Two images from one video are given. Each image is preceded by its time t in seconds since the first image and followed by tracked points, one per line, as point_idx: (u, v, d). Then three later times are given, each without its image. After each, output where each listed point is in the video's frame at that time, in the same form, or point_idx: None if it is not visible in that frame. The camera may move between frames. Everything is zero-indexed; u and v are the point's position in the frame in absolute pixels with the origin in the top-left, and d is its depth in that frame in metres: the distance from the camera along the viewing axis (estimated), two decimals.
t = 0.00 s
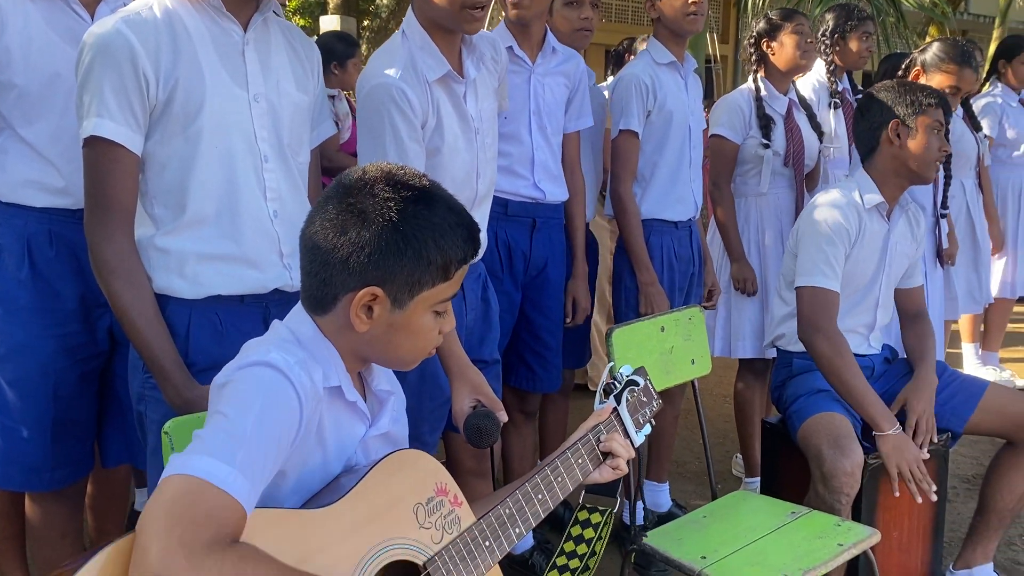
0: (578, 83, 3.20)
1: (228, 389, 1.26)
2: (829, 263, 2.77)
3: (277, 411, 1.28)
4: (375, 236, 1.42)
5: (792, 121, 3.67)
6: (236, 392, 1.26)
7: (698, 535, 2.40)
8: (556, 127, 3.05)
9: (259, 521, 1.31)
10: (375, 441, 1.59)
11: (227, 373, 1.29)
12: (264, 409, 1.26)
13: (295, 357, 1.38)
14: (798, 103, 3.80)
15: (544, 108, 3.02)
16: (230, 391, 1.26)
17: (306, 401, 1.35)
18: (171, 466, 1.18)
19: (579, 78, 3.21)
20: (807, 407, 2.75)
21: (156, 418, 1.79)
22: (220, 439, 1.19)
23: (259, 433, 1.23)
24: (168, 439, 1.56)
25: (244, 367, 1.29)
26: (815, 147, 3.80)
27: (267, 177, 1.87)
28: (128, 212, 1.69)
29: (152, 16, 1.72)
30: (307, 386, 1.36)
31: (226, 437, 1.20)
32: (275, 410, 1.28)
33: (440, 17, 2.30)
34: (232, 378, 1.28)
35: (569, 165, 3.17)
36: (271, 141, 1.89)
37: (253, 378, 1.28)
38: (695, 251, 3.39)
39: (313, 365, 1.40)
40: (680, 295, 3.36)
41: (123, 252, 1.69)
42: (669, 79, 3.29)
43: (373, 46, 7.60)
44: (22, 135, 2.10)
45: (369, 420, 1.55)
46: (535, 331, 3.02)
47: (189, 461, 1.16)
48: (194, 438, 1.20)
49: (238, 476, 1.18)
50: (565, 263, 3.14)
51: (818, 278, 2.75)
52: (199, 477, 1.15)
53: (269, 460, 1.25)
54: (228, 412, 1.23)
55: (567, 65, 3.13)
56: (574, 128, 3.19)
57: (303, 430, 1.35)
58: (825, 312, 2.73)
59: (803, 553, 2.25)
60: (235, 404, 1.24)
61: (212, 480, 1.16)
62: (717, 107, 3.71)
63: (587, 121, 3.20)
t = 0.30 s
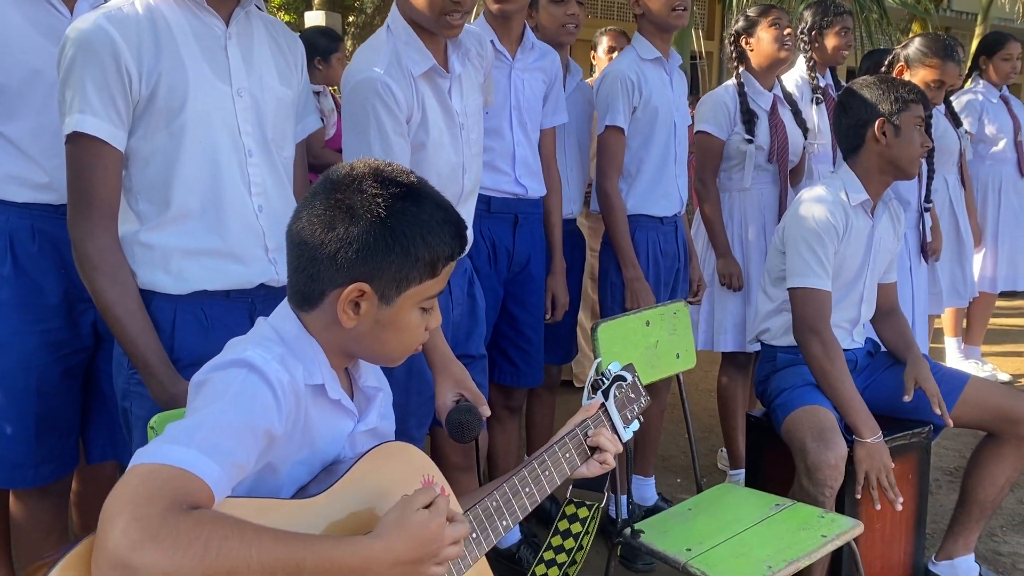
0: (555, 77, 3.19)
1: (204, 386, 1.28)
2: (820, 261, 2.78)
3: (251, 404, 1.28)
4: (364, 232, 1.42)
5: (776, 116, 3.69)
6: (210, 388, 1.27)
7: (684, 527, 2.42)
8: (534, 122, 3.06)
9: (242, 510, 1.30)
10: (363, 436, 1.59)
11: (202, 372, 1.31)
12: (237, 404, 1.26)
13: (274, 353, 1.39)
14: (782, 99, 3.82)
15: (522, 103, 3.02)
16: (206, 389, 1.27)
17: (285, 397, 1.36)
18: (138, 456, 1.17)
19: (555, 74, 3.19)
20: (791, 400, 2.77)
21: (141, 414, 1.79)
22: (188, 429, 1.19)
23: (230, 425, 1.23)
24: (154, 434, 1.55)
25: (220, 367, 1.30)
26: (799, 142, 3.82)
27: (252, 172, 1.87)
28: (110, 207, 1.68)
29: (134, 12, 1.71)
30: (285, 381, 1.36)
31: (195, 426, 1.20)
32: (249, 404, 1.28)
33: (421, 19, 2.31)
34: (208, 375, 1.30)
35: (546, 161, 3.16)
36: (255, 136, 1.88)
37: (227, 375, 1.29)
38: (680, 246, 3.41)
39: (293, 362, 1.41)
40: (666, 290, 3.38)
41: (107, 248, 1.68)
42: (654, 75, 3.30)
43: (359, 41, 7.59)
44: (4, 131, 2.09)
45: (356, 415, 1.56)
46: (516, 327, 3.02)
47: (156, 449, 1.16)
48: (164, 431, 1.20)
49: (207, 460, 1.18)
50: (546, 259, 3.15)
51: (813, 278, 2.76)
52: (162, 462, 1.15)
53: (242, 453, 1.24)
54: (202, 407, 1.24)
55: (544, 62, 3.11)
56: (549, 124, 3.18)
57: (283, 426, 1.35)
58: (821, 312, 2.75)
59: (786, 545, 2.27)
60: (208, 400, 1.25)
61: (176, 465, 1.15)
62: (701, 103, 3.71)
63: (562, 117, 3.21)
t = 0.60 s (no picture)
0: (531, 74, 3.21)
1: (195, 381, 1.27)
2: (802, 257, 2.80)
3: (244, 401, 1.28)
4: (353, 230, 1.42)
5: (758, 113, 3.72)
6: (203, 384, 1.26)
7: (667, 522, 2.43)
8: (512, 117, 3.07)
9: (227, 509, 1.31)
10: (348, 433, 1.60)
11: (193, 366, 1.30)
12: (232, 401, 1.26)
13: (265, 350, 1.39)
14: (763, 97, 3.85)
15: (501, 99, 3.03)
16: (198, 384, 1.26)
17: (275, 393, 1.35)
18: (134, 454, 1.17)
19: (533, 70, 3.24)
20: (774, 395, 2.80)
21: (123, 411, 1.79)
22: (185, 429, 1.19)
23: (226, 424, 1.23)
24: (138, 431, 1.54)
25: (212, 362, 1.29)
26: (782, 139, 3.85)
27: (233, 169, 1.87)
28: (92, 204, 1.68)
29: (113, 9, 1.71)
30: (276, 377, 1.36)
31: (192, 425, 1.19)
32: (243, 401, 1.28)
33: (406, 26, 2.31)
34: (199, 370, 1.29)
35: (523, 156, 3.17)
36: (236, 133, 1.88)
37: (220, 371, 1.29)
38: (663, 243, 3.43)
39: (283, 359, 1.41)
40: (649, 287, 3.40)
41: (89, 246, 1.68)
42: (636, 73, 3.32)
43: (343, 39, 7.59)
44: None
45: (342, 412, 1.56)
46: (502, 324, 3.03)
47: (155, 449, 1.16)
48: (159, 429, 1.19)
49: (205, 463, 1.18)
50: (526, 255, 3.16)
51: (794, 273, 2.78)
52: (159, 462, 1.14)
53: (237, 451, 1.24)
54: (196, 403, 1.23)
55: (521, 59, 3.14)
56: (526, 121, 3.19)
57: (273, 422, 1.35)
58: (800, 306, 2.77)
59: (767, 538, 2.29)
60: (203, 397, 1.24)
61: (172, 466, 1.15)
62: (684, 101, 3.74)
63: (537, 114, 3.22)
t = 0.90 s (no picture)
0: (512, 69, 3.22)
1: (192, 373, 1.27)
2: (798, 260, 2.82)
3: (241, 394, 1.28)
4: (347, 223, 1.42)
5: (744, 111, 3.74)
6: (200, 376, 1.26)
7: (654, 515, 2.46)
8: (489, 113, 3.08)
9: (227, 497, 1.32)
10: (342, 427, 1.60)
11: (191, 359, 1.30)
12: (227, 393, 1.26)
13: (262, 343, 1.39)
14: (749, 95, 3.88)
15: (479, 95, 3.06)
16: (195, 376, 1.27)
17: (273, 387, 1.36)
18: (129, 444, 1.18)
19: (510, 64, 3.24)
20: (760, 389, 2.83)
21: (112, 406, 1.78)
22: (180, 419, 1.19)
23: (220, 416, 1.23)
24: (130, 425, 1.54)
25: (211, 355, 1.30)
26: (766, 137, 3.88)
27: (221, 163, 1.87)
28: (81, 199, 1.67)
29: (99, 3, 1.70)
30: (273, 371, 1.37)
31: (187, 416, 1.20)
32: (240, 394, 1.28)
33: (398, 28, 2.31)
34: (197, 363, 1.29)
35: (504, 153, 3.17)
36: (223, 126, 1.88)
37: (218, 364, 1.29)
38: (649, 240, 3.45)
39: (280, 352, 1.41)
40: (635, 283, 3.42)
41: (78, 242, 1.67)
42: (621, 71, 3.35)
43: (327, 35, 7.56)
44: None
45: (335, 406, 1.57)
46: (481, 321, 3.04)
47: (147, 438, 1.17)
48: (154, 419, 1.20)
49: (197, 453, 1.18)
50: (506, 251, 3.16)
51: (790, 277, 2.80)
52: (155, 453, 1.15)
53: (232, 443, 1.25)
54: (192, 395, 1.24)
55: (498, 54, 3.18)
56: (505, 116, 3.19)
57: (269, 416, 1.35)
58: (796, 310, 2.78)
59: (753, 531, 2.32)
60: (199, 388, 1.24)
61: (168, 457, 1.16)
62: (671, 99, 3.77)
63: (517, 109, 3.22)
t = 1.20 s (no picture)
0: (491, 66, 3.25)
1: (208, 362, 1.27)
2: (790, 260, 2.85)
3: (256, 383, 1.30)
4: (360, 220, 1.43)
5: (737, 111, 3.74)
6: (216, 365, 1.27)
7: (649, 508, 2.48)
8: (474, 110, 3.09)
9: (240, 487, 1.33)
10: (347, 418, 1.63)
11: (205, 347, 1.30)
12: (244, 381, 1.28)
13: (274, 332, 1.40)
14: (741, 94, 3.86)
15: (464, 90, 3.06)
16: (211, 365, 1.28)
17: (286, 377, 1.37)
18: (152, 437, 1.19)
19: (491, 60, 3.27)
20: (753, 384, 2.87)
21: (114, 399, 1.79)
22: (202, 410, 1.21)
23: (240, 406, 1.25)
24: (136, 417, 1.55)
25: (224, 343, 1.30)
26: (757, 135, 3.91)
27: (223, 158, 1.88)
28: (85, 192, 1.67)
29: None
30: (286, 360, 1.38)
31: (208, 408, 1.22)
32: (255, 383, 1.29)
33: (403, 33, 2.29)
34: (212, 351, 1.29)
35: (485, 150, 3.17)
36: (226, 122, 1.89)
37: (232, 352, 1.30)
38: (641, 237, 3.48)
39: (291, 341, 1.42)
40: (627, 279, 3.45)
41: (82, 235, 1.67)
42: (614, 69, 3.37)
43: (313, 32, 7.54)
44: None
45: (342, 396, 1.58)
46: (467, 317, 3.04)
47: (171, 431, 1.18)
48: (175, 410, 1.21)
49: (223, 446, 1.21)
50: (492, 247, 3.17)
51: (784, 277, 2.83)
52: (185, 446, 1.17)
53: (250, 432, 1.27)
54: (209, 383, 1.25)
55: (479, 50, 3.19)
56: (486, 113, 3.20)
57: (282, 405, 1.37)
58: (792, 310, 2.82)
59: (748, 523, 2.35)
60: (216, 377, 1.25)
61: (197, 451, 1.18)
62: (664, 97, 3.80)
63: (497, 106, 3.24)
